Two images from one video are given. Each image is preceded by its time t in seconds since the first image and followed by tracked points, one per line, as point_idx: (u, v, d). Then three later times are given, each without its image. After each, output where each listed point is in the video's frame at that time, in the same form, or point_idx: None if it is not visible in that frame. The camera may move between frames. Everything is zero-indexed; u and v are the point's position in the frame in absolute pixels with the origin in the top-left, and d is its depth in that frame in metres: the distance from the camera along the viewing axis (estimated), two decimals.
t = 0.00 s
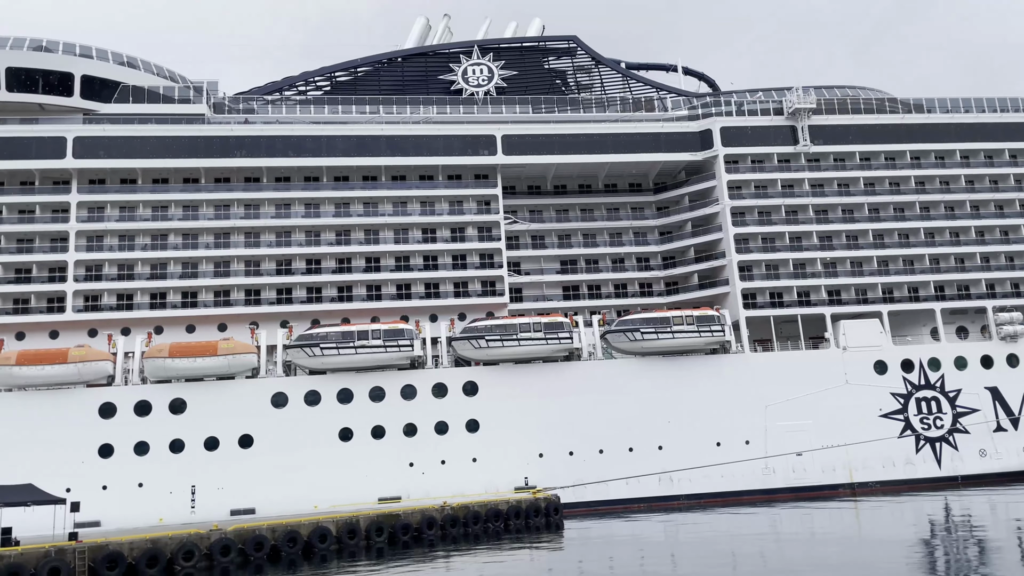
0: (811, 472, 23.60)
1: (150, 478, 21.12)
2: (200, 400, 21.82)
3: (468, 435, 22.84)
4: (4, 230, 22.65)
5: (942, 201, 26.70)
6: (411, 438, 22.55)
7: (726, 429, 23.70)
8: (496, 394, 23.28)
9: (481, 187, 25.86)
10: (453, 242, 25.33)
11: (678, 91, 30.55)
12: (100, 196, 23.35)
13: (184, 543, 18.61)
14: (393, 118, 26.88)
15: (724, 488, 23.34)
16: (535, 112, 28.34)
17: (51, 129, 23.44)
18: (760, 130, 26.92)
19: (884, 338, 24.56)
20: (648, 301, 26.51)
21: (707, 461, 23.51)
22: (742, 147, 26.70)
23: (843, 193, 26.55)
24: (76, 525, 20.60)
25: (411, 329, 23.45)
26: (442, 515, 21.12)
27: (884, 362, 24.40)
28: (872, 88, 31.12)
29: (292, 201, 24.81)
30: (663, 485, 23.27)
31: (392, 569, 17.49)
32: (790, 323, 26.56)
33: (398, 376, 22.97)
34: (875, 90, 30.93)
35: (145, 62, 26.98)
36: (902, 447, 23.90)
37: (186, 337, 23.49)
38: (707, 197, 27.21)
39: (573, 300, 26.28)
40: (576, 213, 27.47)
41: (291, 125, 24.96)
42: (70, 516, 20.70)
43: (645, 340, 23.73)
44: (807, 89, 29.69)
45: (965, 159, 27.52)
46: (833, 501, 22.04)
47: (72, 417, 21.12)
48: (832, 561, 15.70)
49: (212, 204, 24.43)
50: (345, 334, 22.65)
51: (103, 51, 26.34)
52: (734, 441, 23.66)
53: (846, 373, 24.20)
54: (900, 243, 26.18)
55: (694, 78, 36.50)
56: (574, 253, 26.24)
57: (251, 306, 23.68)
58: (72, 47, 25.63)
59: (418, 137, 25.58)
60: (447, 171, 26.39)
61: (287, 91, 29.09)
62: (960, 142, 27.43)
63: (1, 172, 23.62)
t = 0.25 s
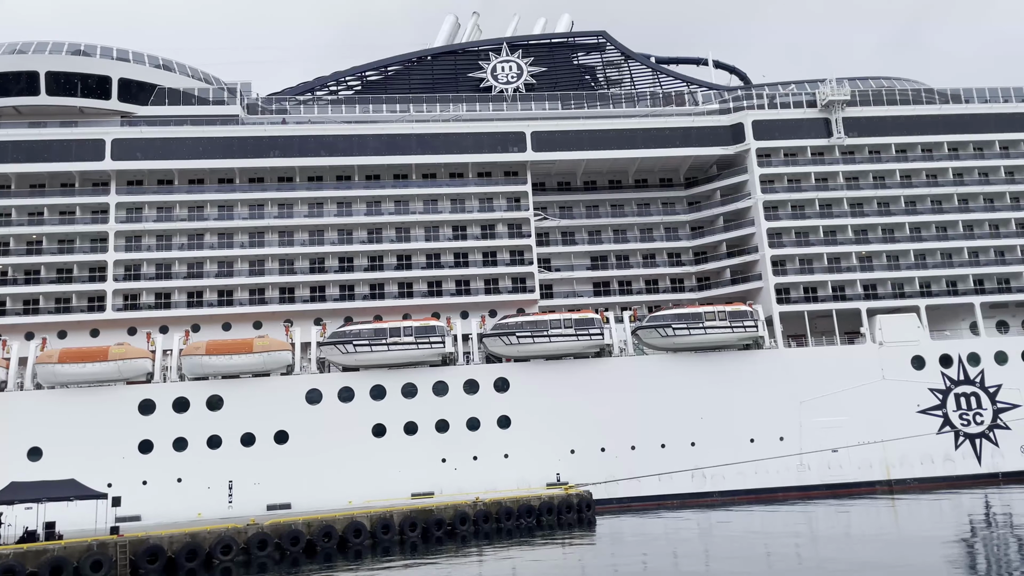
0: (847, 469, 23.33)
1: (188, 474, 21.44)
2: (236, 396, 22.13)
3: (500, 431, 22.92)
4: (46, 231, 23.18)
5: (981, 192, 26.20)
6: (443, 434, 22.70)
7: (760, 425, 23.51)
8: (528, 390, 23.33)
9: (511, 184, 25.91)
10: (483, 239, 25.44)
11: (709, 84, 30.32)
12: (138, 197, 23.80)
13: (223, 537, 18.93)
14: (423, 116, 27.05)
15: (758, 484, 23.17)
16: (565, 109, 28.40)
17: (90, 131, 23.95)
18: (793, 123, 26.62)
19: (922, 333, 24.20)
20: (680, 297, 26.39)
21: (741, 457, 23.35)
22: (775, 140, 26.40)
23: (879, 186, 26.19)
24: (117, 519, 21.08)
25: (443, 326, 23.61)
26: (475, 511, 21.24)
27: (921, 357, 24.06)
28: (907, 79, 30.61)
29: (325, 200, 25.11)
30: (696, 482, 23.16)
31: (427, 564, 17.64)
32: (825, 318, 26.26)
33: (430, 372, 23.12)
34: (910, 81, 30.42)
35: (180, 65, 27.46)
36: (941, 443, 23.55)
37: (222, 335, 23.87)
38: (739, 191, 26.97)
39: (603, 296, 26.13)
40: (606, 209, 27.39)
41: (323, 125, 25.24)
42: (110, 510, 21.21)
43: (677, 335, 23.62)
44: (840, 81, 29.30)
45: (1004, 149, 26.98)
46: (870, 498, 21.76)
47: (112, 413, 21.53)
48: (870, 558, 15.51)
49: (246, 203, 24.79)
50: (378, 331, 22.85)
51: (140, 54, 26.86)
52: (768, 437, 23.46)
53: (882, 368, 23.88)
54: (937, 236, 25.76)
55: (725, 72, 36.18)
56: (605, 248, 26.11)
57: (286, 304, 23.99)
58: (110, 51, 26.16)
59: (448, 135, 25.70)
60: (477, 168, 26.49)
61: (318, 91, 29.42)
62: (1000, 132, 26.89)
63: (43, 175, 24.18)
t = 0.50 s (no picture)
0: (879, 466, 22.99)
1: (220, 470, 21.69)
2: (266, 393, 22.35)
3: (527, 428, 22.90)
4: (80, 231, 23.57)
5: (1017, 184, 25.65)
6: (470, 431, 22.73)
7: (790, 422, 23.25)
8: (555, 387, 23.28)
9: (536, 180, 25.83)
10: (509, 235, 25.41)
11: (736, 78, 29.98)
12: (168, 197, 24.09)
13: (254, 533, 19.14)
14: (449, 113, 27.07)
15: (788, 481, 22.92)
16: (591, 104, 28.25)
17: (121, 133, 24.29)
18: (822, 116, 26.25)
19: (957, 328, 23.79)
20: (708, 293, 26.16)
21: (771, 454, 23.11)
22: (805, 133, 26.04)
23: (911, 179, 25.74)
24: (151, 514, 21.30)
25: (469, 323, 23.63)
26: (502, 508, 21.26)
27: (956, 352, 23.65)
28: (940, 69, 30.06)
29: (352, 198, 25.24)
30: (726, 479, 22.97)
31: (455, 560, 17.68)
32: (856, 313, 25.87)
33: (457, 369, 23.16)
34: (943, 71, 29.84)
35: (208, 65, 27.79)
36: (977, 440, 23.13)
37: (252, 332, 24.10)
38: (768, 185, 26.66)
39: (630, 292, 26.07)
40: (633, 204, 27.20)
41: (349, 124, 25.36)
42: (144, 505, 21.35)
43: (705, 332, 23.43)
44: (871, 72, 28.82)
45: None
46: (904, 496, 21.43)
47: (146, 410, 21.84)
48: (904, 556, 15.27)
49: (274, 202, 25.00)
50: (405, 328, 22.94)
51: (169, 56, 27.20)
52: (799, 434, 23.19)
53: (915, 364, 23.52)
54: (972, 229, 25.28)
55: (753, 64, 35.75)
56: (632, 244, 26.03)
57: (314, 301, 24.14)
58: (140, 53, 26.52)
59: (473, 132, 25.70)
60: (502, 165, 26.44)
61: (344, 90, 29.56)
62: None
63: (76, 176, 24.56)
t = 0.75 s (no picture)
0: (916, 462, 22.63)
1: (254, 465, 21.99)
2: (299, 390, 22.60)
3: (557, 424, 22.90)
4: (116, 232, 24.00)
5: None
6: (500, 427, 22.77)
7: (824, 418, 22.97)
8: (585, 383, 23.23)
9: (565, 176, 25.77)
10: (538, 232, 25.38)
11: (767, 70, 29.64)
12: (201, 197, 24.43)
13: (288, 528, 19.38)
14: (477, 110, 27.12)
15: (822, 478, 22.65)
16: (619, 98, 28.10)
17: (155, 134, 24.67)
18: (856, 107, 25.83)
19: (996, 322, 23.37)
20: (739, 288, 25.92)
21: (804, 450, 22.85)
22: (837, 125, 25.67)
23: (947, 170, 25.26)
24: (188, 509, 21.62)
25: (499, 319, 23.65)
26: (533, 504, 21.28)
27: (995, 346, 23.22)
28: (977, 57, 29.43)
29: (381, 196, 25.40)
30: (758, 475, 22.77)
31: (487, 555, 17.76)
32: (891, 307, 25.46)
33: (487, 365, 23.20)
34: (981, 59, 29.21)
35: (240, 66, 28.14)
36: (1016, 435, 22.78)
37: (284, 330, 24.36)
38: (800, 178, 26.35)
39: (661, 287, 25.85)
40: (662, 199, 27.01)
41: (378, 122, 25.51)
42: (181, 501, 21.68)
43: (736, 327, 23.22)
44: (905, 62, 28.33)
45: None
46: (941, 493, 21.08)
47: (181, 407, 22.20)
48: (943, 554, 15.02)
49: (305, 201, 25.25)
50: (434, 325, 23.03)
51: (200, 57, 27.57)
52: (833, 430, 22.90)
53: (953, 359, 23.12)
54: (1011, 221, 24.77)
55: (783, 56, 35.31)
56: (661, 240, 25.86)
57: (345, 299, 24.35)
58: (172, 55, 26.92)
59: (501, 128, 25.70)
60: (530, 161, 26.41)
61: (373, 88, 29.75)
62: None
63: (112, 177, 24.99)
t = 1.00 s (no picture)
0: (948, 459, 22.32)
1: (282, 462, 22.22)
2: (325, 387, 22.79)
3: (582, 421, 22.87)
4: (146, 232, 24.35)
5: None
6: (526, 424, 22.79)
7: (853, 414, 22.73)
8: (610, 380, 23.18)
9: (588, 173, 25.70)
10: (562, 229, 25.35)
11: (792, 63, 29.34)
12: (228, 197, 24.69)
13: (316, 524, 19.57)
14: (500, 108, 27.15)
15: (852, 475, 22.42)
16: (643, 94, 28.06)
17: (182, 136, 24.99)
18: (884, 100, 25.48)
19: None
20: (766, 284, 25.72)
21: (833, 447, 22.63)
22: (865, 118, 25.34)
23: (978, 163, 24.88)
24: (218, 506, 21.91)
25: (523, 316, 23.66)
26: (559, 501, 21.28)
27: None
28: (1008, 47, 28.92)
29: (405, 195, 25.53)
30: (786, 472, 22.58)
31: (513, 552, 17.78)
32: (922, 302, 25.11)
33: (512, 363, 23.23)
34: (1012, 49, 28.71)
35: (265, 67, 28.37)
36: None
37: (311, 328, 24.56)
38: (827, 172, 26.06)
39: (686, 283, 25.78)
40: (687, 194, 26.85)
41: (401, 121, 25.63)
42: (211, 499, 22.00)
43: (763, 323, 23.04)
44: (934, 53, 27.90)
45: None
46: (974, 490, 20.77)
47: (211, 405, 22.47)
48: (976, 553, 14.80)
49: (330, 200, 25.43)
50: (459, 323, 23.09)
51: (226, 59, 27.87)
52: (862, 427, 22.66)
53: (985, 354, 22.83)
54: None
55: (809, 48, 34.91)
56: (686, 235, 25.72)
57: (370, 297, 24.50)
58: (199, 58, 27.25)
59: (524, 125, 25.69)
60: (554, 158, 26.38)
61: (396, 87, 29.89)
62: None
63: (141, 178, 25.33)
